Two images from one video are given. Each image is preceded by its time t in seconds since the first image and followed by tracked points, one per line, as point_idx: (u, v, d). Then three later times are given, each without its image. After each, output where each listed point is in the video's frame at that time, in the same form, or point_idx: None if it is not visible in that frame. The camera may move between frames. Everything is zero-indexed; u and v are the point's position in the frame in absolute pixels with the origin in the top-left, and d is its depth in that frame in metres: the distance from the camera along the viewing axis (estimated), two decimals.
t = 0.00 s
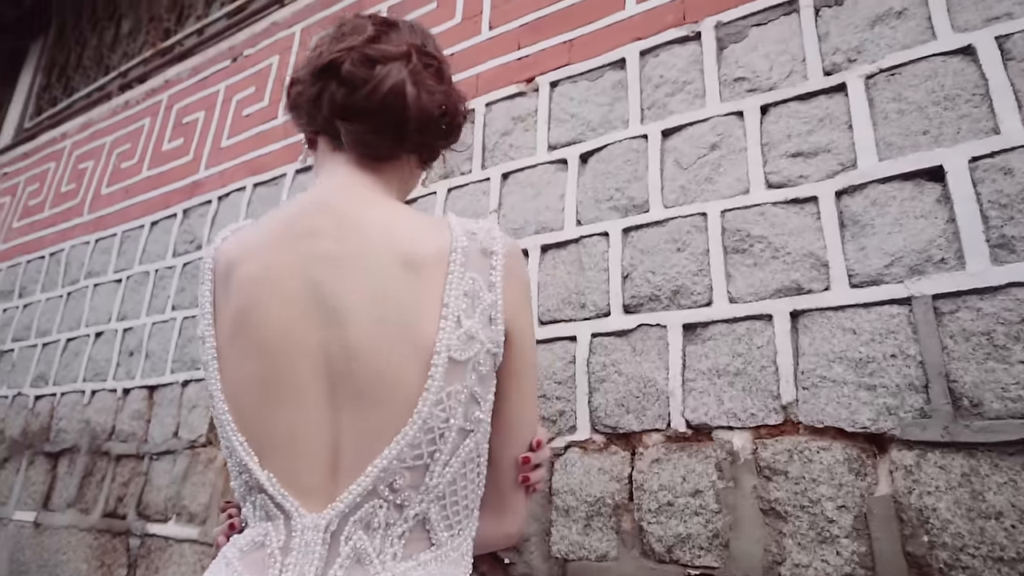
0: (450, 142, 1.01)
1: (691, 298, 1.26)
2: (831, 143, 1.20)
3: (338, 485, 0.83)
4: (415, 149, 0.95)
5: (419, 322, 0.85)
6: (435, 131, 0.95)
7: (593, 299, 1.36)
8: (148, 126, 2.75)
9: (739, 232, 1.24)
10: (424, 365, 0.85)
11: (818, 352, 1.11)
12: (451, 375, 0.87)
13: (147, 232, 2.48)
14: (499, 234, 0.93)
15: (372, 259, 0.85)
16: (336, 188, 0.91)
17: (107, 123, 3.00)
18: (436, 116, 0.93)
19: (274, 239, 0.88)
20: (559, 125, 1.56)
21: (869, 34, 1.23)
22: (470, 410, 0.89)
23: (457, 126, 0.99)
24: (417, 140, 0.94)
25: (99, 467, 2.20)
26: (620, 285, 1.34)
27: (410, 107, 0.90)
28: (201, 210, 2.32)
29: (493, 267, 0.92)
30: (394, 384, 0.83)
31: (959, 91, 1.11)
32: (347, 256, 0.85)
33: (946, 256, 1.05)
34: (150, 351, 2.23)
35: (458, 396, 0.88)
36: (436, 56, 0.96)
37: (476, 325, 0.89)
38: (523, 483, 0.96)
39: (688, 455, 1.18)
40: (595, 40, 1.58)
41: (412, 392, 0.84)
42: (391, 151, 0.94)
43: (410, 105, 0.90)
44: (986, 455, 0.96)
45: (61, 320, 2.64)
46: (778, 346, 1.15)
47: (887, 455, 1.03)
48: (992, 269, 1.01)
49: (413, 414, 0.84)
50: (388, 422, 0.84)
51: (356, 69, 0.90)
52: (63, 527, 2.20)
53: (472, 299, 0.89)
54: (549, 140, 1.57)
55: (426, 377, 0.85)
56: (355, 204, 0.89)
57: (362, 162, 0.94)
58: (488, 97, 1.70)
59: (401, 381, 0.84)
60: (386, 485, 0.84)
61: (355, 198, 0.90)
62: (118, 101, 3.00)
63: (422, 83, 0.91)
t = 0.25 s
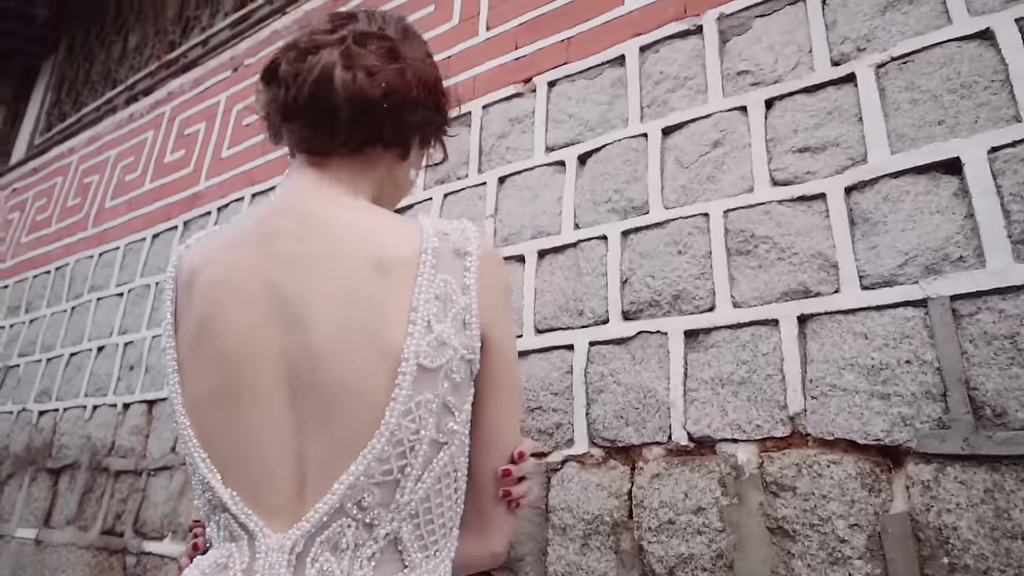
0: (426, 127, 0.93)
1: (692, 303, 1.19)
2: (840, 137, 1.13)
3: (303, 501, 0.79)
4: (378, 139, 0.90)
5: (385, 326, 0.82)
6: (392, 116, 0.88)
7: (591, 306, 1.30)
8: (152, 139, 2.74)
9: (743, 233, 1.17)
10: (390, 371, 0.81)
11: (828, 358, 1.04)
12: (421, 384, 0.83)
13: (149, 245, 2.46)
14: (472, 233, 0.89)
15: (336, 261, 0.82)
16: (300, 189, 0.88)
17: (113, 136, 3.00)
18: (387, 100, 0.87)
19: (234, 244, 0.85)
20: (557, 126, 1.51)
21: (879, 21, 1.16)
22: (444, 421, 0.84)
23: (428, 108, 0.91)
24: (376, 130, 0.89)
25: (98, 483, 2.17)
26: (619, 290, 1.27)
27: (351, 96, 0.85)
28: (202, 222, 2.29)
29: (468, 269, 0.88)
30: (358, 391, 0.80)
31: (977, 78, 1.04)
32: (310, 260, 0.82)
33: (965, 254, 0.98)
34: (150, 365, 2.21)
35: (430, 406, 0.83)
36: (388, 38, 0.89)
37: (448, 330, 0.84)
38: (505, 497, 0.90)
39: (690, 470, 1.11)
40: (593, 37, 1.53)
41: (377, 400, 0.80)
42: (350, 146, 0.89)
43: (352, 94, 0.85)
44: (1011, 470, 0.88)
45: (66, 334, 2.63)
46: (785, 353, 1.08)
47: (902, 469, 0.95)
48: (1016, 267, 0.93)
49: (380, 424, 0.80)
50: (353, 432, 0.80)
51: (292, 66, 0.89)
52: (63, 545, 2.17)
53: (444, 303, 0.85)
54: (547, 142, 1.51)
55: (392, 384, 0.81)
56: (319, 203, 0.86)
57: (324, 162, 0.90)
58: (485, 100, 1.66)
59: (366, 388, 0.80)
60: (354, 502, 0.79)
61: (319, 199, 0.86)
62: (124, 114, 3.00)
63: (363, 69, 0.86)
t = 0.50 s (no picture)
0: (392, 114, 0.89)
1: (691, 308, 1.14)
2: (844, 132, 1.08)
3: (271, 515, 0.75)
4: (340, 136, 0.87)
5: (357, 329, 0.78)
6: (345, 108, 0.85)
7: (588, 312, 1.26)
8: (164, 152, 2.76)
9: (744, 234, 1.12)
10: (361, 376, 0.78)
11: (834, 364, 0.98)
12: (394, 389, 0.79)
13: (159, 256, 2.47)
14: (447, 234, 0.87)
15: (306, 263, 0.79)
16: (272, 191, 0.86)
17: (128, 150, 3.04)
18: (335, 94, 0.84)
19: (201, 248, 0.82)
20: (555, 129, 1.47)
21: (883, 11, 1.11)
22: (417, 428, 0.81)
23: (387, 93, 0.87)
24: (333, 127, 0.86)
25: (105, 495, 2.17)
26: (616, 295, 1.23)
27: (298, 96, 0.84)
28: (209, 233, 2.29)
29: (443, 271, 0.86)
30: (327, 398, 0.76)
31: (988, 67, 0.98)
32: (280, 262, 0.80)
33: (977, 251, 0.92)
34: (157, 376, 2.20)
35: (403, 414, 0.79)
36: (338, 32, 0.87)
37: (422, 334, 0.82)
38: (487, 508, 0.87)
39: (689, 483, 1.05)
40: (591, 38, 1.49)
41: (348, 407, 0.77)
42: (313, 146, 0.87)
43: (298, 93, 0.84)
44: None
45: (79, 346, 2.64)
46: (788, 359, 1.02)
47: (914, 482, 0.89)
48: None
49: (351, 432, 0.76)
50: (323, 441, 0.76)
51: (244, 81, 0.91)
52: (71, 557, 2.17)
53: (418, 306, 0.82)
54: (544, 145, 1.48)
55: (363, 390, 0.77)
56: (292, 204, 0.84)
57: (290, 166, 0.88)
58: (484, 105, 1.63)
59: (336, 394, 0.76)
60: (324, 515, 0.75)
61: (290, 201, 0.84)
62: (138, 129, 3.04)
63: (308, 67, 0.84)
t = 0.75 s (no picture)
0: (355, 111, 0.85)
1: (690, 312, 1.10)
2: (845, 128, 1.04)
3: (246, 525, 0.74)
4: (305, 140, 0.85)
5: (334, 334, 0.77)
6: (301, 113, 0.83)
7: (586, 318, 1.23)
8: (182, 167, 2.81)
9: (743, 235, 1.08)
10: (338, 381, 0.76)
11: (837, 370, 0.93)
12: (373, 393, 0.77)
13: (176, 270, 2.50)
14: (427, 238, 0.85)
15: (282, 267, 0.78)
16: (247, 194, 0.84)
17: (149, 167, 3.09)
18: (288, 100, 0.83)
19: (177, 254, 0.81)
20: (554, 133, 1.45)
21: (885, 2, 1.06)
22: (395, 433, 0.79)
23: (344, 90, 0.84)
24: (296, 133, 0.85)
25: (122, 506, 2.19)
26: (614, 301, 1.20)
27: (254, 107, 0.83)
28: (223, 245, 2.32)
29: (423, 275, 0.84)
30: (303, 405, 0.74)
31: (995, 55, 0.94)
32: (255, 266, 0.78)
33: (986, 247, 0.86)
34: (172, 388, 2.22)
35: (380, 419, 0.77)
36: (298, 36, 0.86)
37: (402, 337, 0.80)
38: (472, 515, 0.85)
39: (688, 494, 1.01)
40: (590, 40, 1.47)
41: (323, 413, 0.75)
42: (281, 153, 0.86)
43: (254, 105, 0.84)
44: None
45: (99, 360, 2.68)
46: (789, 364, 0.98)
47: (922, 493, 0.84)
48: None
49: (329, 437, 0.75)
50: (299, 447, 0.74)
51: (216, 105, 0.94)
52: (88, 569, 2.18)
53: (398, 309, 0.80)
54: (544, 149, 1.46)
55: (341, 395, 0.76)
56: (272, 208, 0.82)
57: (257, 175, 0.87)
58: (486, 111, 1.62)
59: (311, 401, 0.75)
60: (301, 524, 0.73)
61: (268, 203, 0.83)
62: (158, 145, 3.09)
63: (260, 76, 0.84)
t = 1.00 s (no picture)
0: (321, 113, 0.83)
1: (691, 316, 1.07)
2: (847, 124, 1.01)
3: (227, 538, 0.72)
4: (277, 150, 0.83)
5: (319, 343, 0.75)
6: (268, 124, 0.82)
7: (586, 324, 1.20)
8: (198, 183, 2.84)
9: (743, 236, 1.05)
10: (322, 389, 0.74)
11: (842, 373, 0.89)
12: (359, 398, 0.76)
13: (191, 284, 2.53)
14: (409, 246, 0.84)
15: (267, 274, 0.77)
16: (232, 200, 0.83)
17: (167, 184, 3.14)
18: (253, 113, 0.82)
19: (161, 262, 0.80)
20: (554, 139, 1.43)
21: None
22: (380, 439, 0.77)
23: (306, 94, 0.82)
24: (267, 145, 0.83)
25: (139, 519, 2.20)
26: (614, 306, 1.17)
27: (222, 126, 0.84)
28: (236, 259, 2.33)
29: (406, 283, 0.83)
30: (287, 415, 0.73)
31: (1000, 44, 0.90)
32: (239, 273, 0.77)
33: (994, 243, 0.82)
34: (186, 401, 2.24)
35: (365, 425, 0.75)
36: (264, 54, 0.87)
37: (386, 343, 0.78)
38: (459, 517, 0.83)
39: (691, 504, 0.97)
40: (590, 45, 1.45)
41: (306, 423, 0.73)
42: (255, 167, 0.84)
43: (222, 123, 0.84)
44: None
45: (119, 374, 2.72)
46: (792, 368, 0.94)
47: (934, 502, 0.79)
48: None
49: (313, 444, 0.73)
50: (281, 459, 0.72)
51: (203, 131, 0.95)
52: None
53: (382, 315, 0.79)
54: (544, 155, 1.44)
55: (326, 402, 0.74)
56: (256, 214, 0.81)
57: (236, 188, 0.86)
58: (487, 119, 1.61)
59: (295, 410, 0.73)
60: (285, 532, 0.71)
61: (251, 208, 0.82)
62: (176, 163, 3.14)
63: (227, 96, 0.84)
